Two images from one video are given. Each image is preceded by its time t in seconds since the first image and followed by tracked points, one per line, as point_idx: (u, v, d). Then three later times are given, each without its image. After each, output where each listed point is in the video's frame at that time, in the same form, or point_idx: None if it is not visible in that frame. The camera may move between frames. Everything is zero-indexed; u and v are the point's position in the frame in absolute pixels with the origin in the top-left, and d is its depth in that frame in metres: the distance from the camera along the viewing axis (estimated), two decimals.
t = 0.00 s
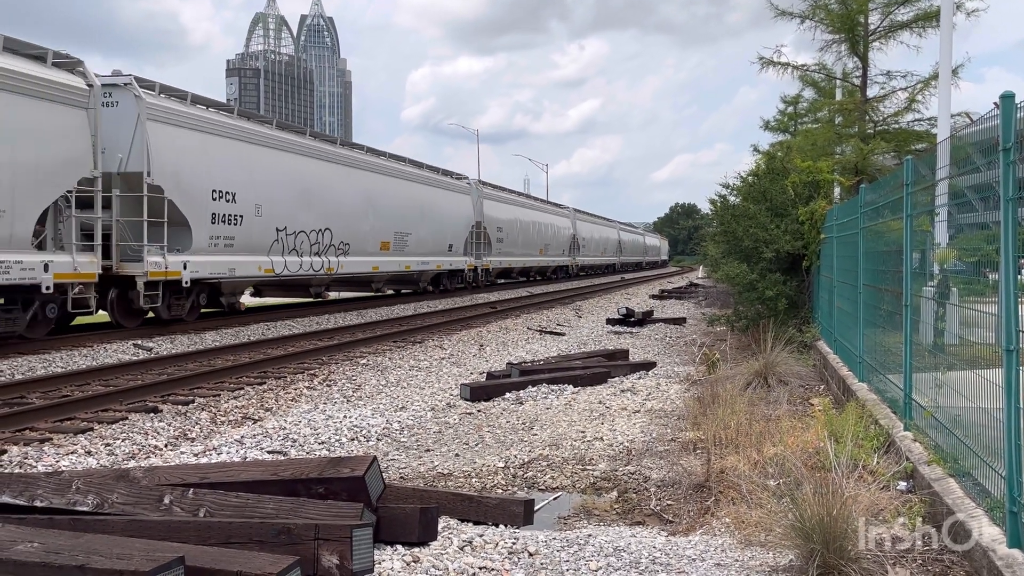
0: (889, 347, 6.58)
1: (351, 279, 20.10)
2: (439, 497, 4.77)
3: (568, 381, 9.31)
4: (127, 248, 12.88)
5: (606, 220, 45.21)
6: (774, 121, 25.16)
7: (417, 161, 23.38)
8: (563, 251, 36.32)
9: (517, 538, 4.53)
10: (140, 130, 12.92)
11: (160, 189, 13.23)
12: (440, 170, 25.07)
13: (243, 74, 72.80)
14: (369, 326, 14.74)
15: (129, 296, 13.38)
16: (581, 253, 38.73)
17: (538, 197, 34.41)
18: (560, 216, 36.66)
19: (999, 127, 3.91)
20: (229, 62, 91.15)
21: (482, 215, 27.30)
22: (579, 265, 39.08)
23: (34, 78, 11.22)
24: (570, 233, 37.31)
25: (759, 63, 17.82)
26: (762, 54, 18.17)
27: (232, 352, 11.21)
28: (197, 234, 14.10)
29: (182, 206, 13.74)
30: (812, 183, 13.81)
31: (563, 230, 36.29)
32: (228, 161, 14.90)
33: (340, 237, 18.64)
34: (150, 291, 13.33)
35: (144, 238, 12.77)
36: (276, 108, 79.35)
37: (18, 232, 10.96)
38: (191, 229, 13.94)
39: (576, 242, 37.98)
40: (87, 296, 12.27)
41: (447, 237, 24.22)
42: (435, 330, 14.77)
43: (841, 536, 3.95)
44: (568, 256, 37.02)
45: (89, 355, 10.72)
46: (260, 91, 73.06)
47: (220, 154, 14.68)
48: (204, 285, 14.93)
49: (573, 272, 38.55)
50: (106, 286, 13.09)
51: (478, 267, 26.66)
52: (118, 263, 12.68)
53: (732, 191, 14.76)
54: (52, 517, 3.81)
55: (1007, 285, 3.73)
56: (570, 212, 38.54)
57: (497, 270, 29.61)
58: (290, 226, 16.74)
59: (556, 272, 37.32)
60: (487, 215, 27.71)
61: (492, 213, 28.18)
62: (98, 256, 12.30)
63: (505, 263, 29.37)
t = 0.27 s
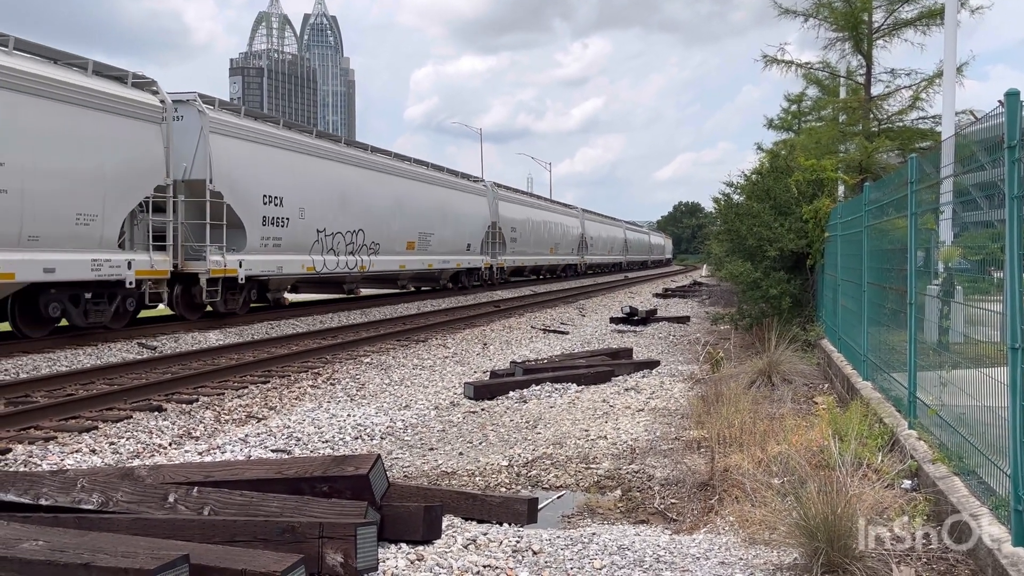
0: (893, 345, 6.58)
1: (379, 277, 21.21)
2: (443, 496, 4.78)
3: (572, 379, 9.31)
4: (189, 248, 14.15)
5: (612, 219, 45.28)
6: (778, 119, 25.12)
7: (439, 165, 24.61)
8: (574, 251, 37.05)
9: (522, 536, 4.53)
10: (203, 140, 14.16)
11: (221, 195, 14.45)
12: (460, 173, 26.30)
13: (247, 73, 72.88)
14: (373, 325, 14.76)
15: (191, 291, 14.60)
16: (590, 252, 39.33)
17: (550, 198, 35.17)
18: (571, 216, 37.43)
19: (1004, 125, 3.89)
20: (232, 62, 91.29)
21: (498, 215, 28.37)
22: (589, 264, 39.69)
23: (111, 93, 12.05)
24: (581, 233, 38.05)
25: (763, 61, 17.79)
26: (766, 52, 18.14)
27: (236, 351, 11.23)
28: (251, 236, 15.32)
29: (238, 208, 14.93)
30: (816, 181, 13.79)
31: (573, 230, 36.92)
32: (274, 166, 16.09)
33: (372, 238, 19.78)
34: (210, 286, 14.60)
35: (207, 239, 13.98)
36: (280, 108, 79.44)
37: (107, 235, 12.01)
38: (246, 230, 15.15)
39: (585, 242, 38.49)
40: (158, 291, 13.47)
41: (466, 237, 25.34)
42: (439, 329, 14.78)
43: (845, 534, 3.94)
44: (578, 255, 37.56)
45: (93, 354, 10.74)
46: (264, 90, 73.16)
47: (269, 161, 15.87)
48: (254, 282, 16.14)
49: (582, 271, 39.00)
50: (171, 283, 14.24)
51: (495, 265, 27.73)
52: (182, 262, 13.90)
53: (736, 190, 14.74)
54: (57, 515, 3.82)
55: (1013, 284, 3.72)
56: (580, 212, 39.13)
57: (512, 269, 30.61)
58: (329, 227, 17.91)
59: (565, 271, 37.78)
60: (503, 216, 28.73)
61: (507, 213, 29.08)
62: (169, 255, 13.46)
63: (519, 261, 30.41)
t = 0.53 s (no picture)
0: (896, 344, 6.57)
1: (402, 275, 22.29)
2: (445, 495, 4.79)
3: (574, 378, 9.31)
4: (240, 248, 15.31)
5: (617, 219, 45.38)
6: (780, 118, 25.10)
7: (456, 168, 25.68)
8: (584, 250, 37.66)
9: (524, 535, 4.54)
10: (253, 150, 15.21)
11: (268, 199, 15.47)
12: (475, 177, 27.33)
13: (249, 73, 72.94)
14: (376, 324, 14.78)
15: (242, 287, 15.99)
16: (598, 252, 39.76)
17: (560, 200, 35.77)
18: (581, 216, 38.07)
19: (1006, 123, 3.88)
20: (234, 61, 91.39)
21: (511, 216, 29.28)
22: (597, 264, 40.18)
23: (176, 108, 13.16)
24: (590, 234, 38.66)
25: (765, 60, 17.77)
26: (768, 51, 18.12)
27: (239, 351, 11.24)
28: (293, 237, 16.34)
29: (283, 213, 15.99)
30: (818, 179, 13.79)
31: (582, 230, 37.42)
32: (313, 173, 17.11)
33: (398, 238, 20.84)
34: (260, 283, 15.89)
35: (259, 241, 15.09)
36: (282, 107, 79.47)
37: (175, 237, 13.22)
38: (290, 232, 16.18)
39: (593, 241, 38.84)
40: (216, 287, 14.70)
41: (482, 237, 26.38)
42: (441, 328, 14.79)
43: (847, 533, 3.94)
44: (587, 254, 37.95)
45: (97, 354, 10.76)
46: (266, 90, 73.18)
47: (309, 167, 16.89)
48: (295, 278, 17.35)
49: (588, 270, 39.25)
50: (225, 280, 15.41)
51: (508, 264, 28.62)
52: (235, 261, 14.99)
53: (738, 189, 14.73)
54: (60, 514, 3.83)
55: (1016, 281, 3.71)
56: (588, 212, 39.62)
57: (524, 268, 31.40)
58: (360, 228, 18.95)
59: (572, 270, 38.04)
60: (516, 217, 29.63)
61: (519, 214, 29.92)
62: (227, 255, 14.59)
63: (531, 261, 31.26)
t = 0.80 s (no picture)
0: (897, 344, 6.57)
1: (423, 274, 23.23)
2: (446, 495, 4.79)
3: (575, 378, 9.31)
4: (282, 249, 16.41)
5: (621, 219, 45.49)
6: (781, 117, 25.10)
7: (473, 172, 26.58)
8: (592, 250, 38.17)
9: (525, 535, 4.54)
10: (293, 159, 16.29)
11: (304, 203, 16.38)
12: (490, 180, 28.19)
13: (250, 74, 72.96)
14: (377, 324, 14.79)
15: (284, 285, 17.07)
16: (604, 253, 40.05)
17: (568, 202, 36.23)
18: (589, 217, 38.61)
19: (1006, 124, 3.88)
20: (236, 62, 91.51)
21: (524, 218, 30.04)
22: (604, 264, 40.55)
23: (229, 122, 14.42)
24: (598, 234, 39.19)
25: (766, 60, 17.76)
26: (769, 51, 18.11)
27: (240, 351, 11.25)
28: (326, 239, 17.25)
29: (319, 216, 17.02)
30: (819, 180, 13.79)
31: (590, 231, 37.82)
32: (344, 178, 18.11)
33: (420, 239, 21.75)
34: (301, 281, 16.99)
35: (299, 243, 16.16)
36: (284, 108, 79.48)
37: (232, 239, 14.47)
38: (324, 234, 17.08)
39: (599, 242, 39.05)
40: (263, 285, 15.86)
41: (497, 238, 27.24)
42: (443, 328, 14.81)
43: (847, 533, 3.94)
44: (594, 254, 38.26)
45: (98, 354, 10.77)
46: (267, 90, 73.17)
47: (340, 173, 17.88)
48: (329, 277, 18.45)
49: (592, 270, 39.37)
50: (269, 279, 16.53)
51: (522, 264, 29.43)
52: (279, 261, 16.12)
53: (739, 189, 14.72)
54: (61, 515, 3.83)
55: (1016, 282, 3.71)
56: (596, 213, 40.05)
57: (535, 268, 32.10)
58: (388, 230, 19.95)
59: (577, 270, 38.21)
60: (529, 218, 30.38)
61: (532, 215, 30.65)
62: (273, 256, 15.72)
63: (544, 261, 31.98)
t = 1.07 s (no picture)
0: (898, 344, 6.57)
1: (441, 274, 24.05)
2: (447, 495, 4.79)
3: (576, 378, 9.31)
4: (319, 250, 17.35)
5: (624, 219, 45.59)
6: (782, 117, 25.10)
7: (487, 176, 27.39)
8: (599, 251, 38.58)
9: (525, 536, 4.54)
10: (329, 166, 17.27)
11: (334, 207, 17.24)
12: (503, 184, 28.91)
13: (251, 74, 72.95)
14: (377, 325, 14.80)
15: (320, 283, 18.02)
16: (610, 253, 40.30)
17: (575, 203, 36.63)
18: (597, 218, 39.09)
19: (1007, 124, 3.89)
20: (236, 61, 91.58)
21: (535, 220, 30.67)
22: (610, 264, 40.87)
23: (275, 135, 15.55)
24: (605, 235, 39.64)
25: (767, 60, 17.76)
26: (770, 51, 18.10)
27: (241, 351, 11.25)
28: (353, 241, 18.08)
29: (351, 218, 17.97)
30: (819, 180, 13.79)
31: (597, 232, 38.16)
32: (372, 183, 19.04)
33: (439, 241, 22.56)
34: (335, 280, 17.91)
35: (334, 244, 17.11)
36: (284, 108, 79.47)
37: (277, 241, 15.53)
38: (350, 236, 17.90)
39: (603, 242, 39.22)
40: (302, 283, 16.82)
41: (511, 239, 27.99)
42: (444, 328, 14.82)
43: (848, 533, 3.94)
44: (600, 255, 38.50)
45: (99, 355, 10.77)
46: (268, 91, 73.14)
47: (369, 179, 18.80)
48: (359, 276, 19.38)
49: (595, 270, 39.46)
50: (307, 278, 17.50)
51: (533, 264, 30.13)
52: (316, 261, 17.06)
53: (740, 189, 14.72)
54: (63, 515, 3.83)
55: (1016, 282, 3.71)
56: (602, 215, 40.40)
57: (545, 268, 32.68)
58: (410, 232, 20.79)
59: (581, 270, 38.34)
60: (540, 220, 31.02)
61: (543, 217, 31.25)
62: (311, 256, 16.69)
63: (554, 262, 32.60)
